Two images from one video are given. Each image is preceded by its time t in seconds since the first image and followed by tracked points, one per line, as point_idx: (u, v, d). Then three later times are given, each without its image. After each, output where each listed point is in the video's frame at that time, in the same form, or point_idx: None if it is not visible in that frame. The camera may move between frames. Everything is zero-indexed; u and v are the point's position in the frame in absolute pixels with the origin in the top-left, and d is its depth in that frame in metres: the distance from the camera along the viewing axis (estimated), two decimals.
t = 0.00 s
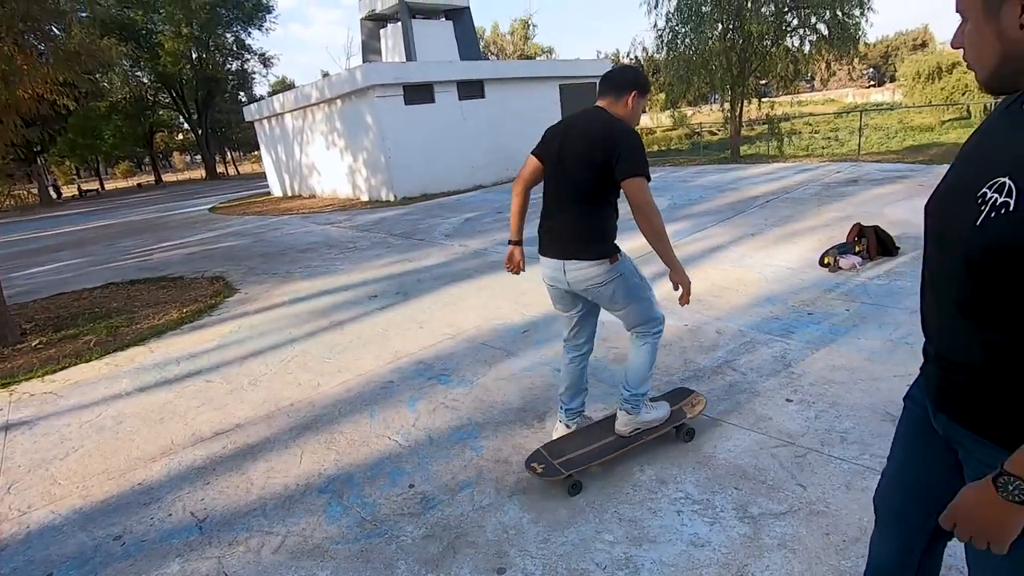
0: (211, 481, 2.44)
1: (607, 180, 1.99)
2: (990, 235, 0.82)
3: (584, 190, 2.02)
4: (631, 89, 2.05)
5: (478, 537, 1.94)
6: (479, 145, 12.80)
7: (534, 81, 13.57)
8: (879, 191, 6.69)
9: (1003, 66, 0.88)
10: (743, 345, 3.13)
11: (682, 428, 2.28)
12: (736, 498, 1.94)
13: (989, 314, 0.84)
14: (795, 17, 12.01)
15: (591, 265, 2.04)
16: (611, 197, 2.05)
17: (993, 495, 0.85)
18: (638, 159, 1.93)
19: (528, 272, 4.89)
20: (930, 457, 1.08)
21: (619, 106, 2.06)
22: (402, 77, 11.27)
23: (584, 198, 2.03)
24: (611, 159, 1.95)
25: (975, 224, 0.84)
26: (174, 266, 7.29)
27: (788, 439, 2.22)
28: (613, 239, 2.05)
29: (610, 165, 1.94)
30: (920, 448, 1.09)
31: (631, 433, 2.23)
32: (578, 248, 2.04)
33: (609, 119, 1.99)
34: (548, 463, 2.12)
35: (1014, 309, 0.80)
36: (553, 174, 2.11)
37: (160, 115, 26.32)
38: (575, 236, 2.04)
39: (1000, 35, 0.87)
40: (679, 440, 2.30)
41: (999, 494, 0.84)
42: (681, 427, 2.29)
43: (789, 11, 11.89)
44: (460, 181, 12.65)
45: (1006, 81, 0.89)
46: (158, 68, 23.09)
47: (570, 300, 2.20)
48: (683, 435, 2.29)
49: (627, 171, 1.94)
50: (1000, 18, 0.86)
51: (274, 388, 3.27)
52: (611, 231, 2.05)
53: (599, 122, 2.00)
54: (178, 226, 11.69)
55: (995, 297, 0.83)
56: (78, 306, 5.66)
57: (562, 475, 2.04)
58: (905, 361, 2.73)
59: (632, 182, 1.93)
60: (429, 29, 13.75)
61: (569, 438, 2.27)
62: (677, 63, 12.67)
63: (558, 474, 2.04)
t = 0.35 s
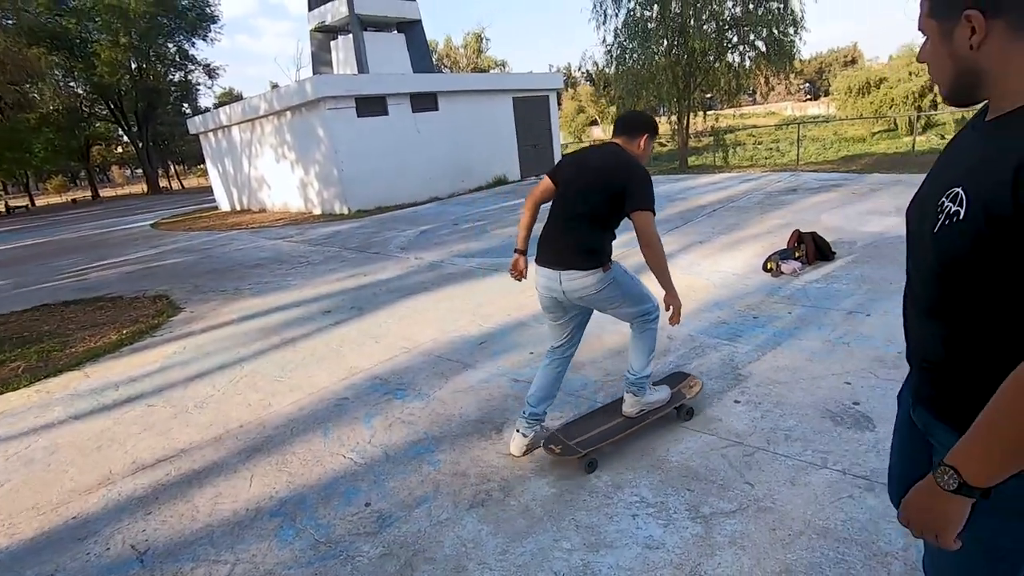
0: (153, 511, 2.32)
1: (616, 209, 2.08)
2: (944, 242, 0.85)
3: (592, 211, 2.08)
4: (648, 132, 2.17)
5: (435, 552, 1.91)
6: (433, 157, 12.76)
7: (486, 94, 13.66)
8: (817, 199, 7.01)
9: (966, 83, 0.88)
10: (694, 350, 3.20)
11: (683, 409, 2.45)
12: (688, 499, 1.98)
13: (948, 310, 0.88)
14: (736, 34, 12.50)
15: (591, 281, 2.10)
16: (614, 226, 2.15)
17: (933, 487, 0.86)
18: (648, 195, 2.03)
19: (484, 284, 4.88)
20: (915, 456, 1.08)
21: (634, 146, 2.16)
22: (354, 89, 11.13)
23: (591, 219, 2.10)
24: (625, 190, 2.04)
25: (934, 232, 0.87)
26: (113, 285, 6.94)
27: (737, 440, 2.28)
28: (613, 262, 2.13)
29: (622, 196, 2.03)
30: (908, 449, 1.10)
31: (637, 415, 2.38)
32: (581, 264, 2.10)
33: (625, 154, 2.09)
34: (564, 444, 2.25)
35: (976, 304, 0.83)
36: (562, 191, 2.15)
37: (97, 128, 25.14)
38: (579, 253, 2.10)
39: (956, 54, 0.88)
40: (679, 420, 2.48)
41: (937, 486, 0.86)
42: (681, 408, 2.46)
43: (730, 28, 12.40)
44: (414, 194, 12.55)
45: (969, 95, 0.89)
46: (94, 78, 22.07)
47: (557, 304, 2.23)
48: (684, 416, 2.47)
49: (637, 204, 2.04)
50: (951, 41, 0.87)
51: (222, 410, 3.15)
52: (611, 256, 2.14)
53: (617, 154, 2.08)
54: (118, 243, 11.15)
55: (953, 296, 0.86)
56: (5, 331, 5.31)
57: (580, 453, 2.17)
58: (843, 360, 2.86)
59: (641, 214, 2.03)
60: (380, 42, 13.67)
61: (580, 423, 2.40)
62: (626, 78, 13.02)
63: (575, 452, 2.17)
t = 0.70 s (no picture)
0: (79, 547, 2.17)
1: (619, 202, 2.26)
2: (948, 235, 0.91)
3: (597, 204, 2.27)
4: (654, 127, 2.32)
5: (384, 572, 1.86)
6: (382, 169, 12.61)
7: (435, 105, 13.62)
8: (753, 209, 7.33)
9: (967, 94, 0.92)
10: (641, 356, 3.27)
11: (668, 393, 2.65)
12: (637, 502, 2.02)
13: (957, 301, 0.90)
14: (674, 51, 12.73)
15: (593, 268, 2.30)
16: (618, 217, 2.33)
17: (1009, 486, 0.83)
18: (648, 190, 2.21)
19: (435, 296, 4.82)
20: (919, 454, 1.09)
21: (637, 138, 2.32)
22: (298, 100, 10.87)
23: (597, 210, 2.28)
24: (627, 184, 2.22)
25: (939, 228, 0.93)
26: (35, 306, 6.50)
27: (682, 442, 2.35)
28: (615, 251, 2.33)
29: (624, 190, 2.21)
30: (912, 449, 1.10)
31: (629, 399, 2.54)
32: (584, 253, 2.29)
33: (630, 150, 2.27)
34: (564, 427, 2.37)
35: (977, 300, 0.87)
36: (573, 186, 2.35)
37: (17, 138, 23.57)
38: (584, 242, 2.29)
39: (964, 68, 0.91)
40: (665, 403, 2.68)
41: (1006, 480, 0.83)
42: (665, 391, 2.66)
43: (669, 46, 12.65)
44: (362, 206, 12.35)
45: (969, 107, 0.93)
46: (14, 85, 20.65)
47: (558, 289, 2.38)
48: (669, 398, 2.67)
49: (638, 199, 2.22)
50: (957, 56, 0.92)
51: (157, 434, 2.99)
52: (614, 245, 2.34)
53: (621, 151, 2.26)
54: (41, 261, 10.47)
55: (956, 290, 0.90)
56: None
57: (580, 434, 2.30)
58: (780, 361, 2.99)
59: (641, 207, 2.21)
60: (325, 53, 13.45)
61: (573, 406, 2.54)
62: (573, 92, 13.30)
63: (576, 434, 2.30)
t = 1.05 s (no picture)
0: None
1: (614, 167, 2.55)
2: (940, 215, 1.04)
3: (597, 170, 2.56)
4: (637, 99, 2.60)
5: None
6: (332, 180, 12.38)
7: (386, 116, 13.47)
8: (699, 219, 7.58)
9: (998, 78, 1.00)
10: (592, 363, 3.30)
11: (645, 381, 2.86)
12: (590, 508, 2.04)
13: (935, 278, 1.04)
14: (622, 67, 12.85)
15: (599, 231, 2.56)
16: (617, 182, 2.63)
17: (927, 411, 1.01)
18: (637, 149, 2.50)
19: (387, 309, 4.73)
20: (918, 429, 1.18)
21: (623, 103, 2.61)
22: (243, 109, 10.54)
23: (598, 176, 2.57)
24: (619, 147, 2.51)
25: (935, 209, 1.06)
26: None
27: (633, 447, 2.39)
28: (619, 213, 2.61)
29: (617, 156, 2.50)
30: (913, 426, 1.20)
31: (609, 387, 2.72)
32: (589, 218, 2.56)
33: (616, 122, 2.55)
34: (552, 416, 2.52)
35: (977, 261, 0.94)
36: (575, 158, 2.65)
37: None
38: (588, 208, 2.57)
39: (1001, 53, 0.99)
40: (642, 391, 2.87)
41: (925, 408, 1.01)
42: (639, 381, 2.85)
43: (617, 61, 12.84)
44: (311, 217, 12.07)
45: (999, 95, 1.02)
46: None
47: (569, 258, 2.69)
48: (645, 387, 2.87)
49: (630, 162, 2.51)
50: (991, 44, 1.00)
51: (90, 461, 2.81)
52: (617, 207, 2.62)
53: (609, 123, 2.55)
54: None
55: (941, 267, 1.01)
56: None
57: (568, 423, 2.45)
58: (724, 365, 3.09)
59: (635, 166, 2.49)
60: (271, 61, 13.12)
61: (561, 396, 2.70)
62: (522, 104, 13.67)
63: (565, 423, 2.45)
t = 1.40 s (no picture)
0: None
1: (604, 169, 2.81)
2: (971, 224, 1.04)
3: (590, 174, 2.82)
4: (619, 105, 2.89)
5: None
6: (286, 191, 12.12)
7: (343, 126, 13.31)
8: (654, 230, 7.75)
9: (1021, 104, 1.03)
10: (551, 373, 3.30)
11: (633, 369, 3.09)
12: (549, 517, 2.04)
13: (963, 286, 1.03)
14: (578, 81, 13.18)
15: (596, 228, 2.83)
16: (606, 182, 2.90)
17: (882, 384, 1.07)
18: (625, 150, 2.78)
19: (344, 322, 4.64)
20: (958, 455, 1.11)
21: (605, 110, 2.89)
22: (192, 118, 10.21)
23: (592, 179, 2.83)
24: (608, 150, 2.78)
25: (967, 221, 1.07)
26: None
27: (591, 455, 2.41)
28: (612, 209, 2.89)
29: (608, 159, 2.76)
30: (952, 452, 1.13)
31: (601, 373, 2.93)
32: (588, 219, 2.83)
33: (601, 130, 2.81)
34: (552, 403, 2.71)
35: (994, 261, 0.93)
36: (567, 165, 2.90)
37: None
38: (585, 209, 2.84)
39: None
40: (629, 379, 3.10)
41: (883, 381, 1.07)
42: (627, 370, 3.08)
43: (573, 76, 13.10)
44: (264, 229, 11.76)
45: None
46: None
47: (573, 257, 2.97)
48: (633, 375, 3.10)
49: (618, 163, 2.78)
50: None
51: (20, 489, 2.63)
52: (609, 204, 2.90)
53: (594, 131, 2.82)
54: None
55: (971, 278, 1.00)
56: None
57: (567, 408, 2.65)
58: (679, 373, 3.16)
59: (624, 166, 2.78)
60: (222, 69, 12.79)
61: (559, 384, 2.92)
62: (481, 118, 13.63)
63: (564, 408, 2.65)
